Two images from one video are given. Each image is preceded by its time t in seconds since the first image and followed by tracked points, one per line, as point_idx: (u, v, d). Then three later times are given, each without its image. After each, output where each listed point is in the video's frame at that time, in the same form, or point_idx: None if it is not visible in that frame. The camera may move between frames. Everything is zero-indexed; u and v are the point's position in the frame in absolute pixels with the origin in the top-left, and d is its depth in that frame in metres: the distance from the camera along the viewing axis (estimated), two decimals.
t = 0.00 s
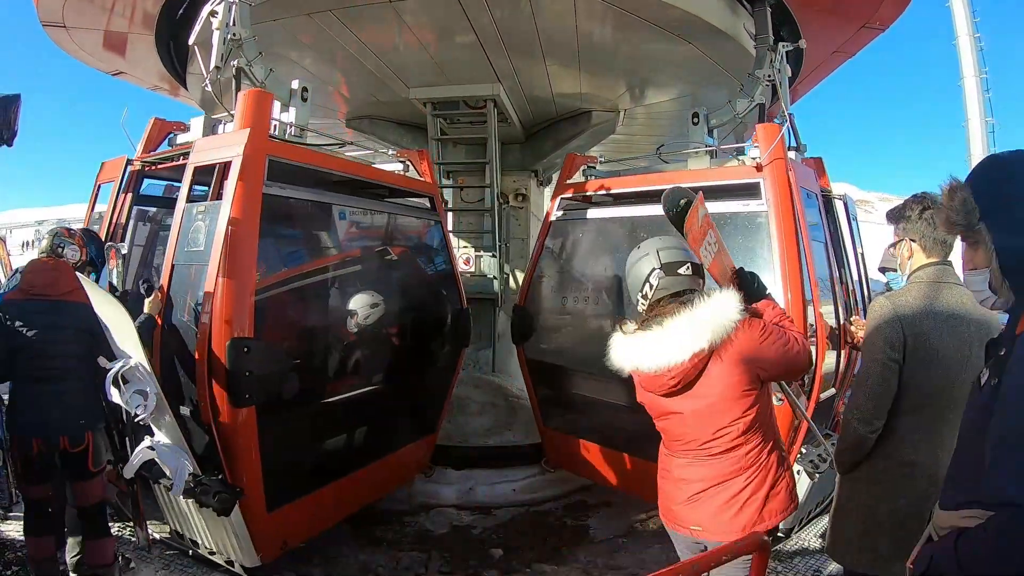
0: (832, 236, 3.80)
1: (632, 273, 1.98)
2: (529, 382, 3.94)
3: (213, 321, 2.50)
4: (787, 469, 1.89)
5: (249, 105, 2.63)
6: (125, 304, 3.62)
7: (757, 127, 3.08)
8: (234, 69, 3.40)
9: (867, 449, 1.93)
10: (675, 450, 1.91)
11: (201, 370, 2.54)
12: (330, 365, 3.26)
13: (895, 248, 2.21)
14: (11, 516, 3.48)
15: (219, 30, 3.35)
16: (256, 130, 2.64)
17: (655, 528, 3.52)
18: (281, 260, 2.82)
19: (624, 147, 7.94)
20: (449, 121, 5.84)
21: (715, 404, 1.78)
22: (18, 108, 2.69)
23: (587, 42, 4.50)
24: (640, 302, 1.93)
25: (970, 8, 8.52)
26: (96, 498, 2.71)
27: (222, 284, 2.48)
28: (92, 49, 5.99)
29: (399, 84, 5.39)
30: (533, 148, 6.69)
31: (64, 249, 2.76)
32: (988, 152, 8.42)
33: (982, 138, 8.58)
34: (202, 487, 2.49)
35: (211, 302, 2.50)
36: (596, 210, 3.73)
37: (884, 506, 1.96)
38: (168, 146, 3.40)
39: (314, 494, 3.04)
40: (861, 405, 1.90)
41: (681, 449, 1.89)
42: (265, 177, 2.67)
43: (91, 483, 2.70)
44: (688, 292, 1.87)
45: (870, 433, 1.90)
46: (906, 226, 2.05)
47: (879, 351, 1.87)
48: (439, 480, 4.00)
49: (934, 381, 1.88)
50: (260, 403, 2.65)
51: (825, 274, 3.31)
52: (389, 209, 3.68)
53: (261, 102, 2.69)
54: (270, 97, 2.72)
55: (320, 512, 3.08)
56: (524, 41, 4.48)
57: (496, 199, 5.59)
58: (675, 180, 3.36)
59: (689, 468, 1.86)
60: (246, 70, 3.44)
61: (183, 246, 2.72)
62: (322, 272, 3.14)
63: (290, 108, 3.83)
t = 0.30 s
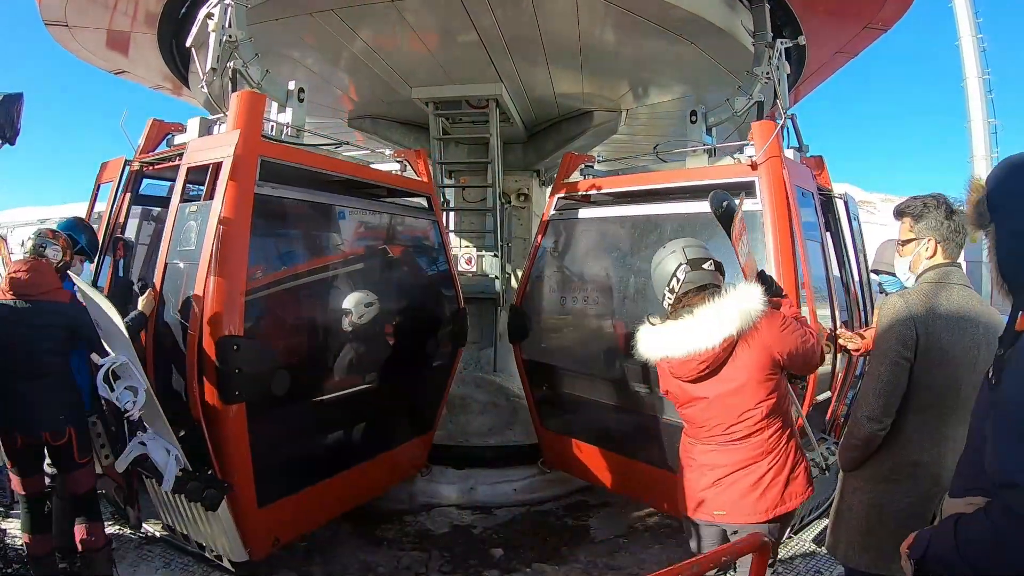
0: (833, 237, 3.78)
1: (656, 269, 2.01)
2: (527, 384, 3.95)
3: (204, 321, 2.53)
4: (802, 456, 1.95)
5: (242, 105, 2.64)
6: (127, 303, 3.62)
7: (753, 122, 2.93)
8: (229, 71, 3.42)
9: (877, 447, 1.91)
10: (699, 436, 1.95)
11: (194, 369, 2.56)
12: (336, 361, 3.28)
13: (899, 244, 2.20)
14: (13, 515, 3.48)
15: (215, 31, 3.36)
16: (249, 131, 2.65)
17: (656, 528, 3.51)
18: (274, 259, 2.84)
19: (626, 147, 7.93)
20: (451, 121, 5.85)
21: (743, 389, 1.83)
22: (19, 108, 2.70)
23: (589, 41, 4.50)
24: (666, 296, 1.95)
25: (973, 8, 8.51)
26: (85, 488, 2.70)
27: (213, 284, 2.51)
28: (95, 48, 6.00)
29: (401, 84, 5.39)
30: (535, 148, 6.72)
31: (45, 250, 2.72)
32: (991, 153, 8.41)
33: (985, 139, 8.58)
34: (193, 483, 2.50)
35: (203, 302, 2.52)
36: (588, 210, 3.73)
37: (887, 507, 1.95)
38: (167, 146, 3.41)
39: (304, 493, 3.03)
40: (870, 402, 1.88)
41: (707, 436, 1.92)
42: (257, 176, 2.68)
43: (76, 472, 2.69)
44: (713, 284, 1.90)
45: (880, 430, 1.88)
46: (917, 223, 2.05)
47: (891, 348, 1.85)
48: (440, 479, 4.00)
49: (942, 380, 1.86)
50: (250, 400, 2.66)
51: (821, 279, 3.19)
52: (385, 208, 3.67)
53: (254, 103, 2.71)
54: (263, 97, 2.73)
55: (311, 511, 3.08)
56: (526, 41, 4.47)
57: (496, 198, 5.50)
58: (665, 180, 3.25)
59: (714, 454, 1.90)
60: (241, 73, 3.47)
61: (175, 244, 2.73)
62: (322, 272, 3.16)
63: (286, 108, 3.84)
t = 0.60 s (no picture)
0: (835, 237, 3.77)
1: (692, 276, 2.01)
2: (525, 383, 3.98)
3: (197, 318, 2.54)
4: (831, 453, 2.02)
5: (237, 107, 2.67)
6: (131, 302, 3.64)
7: (747, 120, 2.84)
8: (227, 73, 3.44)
9: (883, 445, 1.90)
10: (740, 436, 1.95)
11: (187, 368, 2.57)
12: (327, 363, 3.24)
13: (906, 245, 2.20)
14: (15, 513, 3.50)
15: (212, 33, 3.37)
16: (243, 132, 2.67)
17: (658, 529, 3.51)
18: (270, 258, 2.84)
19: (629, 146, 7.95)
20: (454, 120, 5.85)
21: (789, 388, 1.86)
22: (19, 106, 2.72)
23: (592, 41, 4.49)
24: (704, 299, 1.93)
25: (976, 8, 8.49)
26: (74, 477, 2.73)
27: (207, 282, 2.53)
28: (99, 48, 6.03)
29: (405, 84, 5.39)
30: (538, 148, 6.74)
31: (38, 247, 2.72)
32: (995, 154, 8.39)
33: (990, 140, 8.55)
34: (183, 478, 2.51)
35: (197, 301, 2.53)
36: (580, 209, 3.73)
37: (891, 506, 1.94)
38: (166, 147, 3.43)
39: (299, 488, 3.06)
40: (878, 401, 1.88)
41: (749, 436, 1.92)
42: (251, 176, 2.71)
43: (66, 460, 2.71)
44: (751, 288, 1.92)
45: (888, 429, 1.87)
46: (923, 224, 2.04)
47: (900, 348, 1.84)
48: (442, 479, 4.01)
49: (953, 379, 1.85)
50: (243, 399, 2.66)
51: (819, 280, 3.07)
52: (383, 207, 3.66)
53: (249, 105, 2.72)
54: (258, 99, 2.75)
55: (307, 507, 3.10)
56: (529, 41, 4.47)
57: (500, 198, 5.56)
58: (659, 179, 3.21)
59: (758, 454, 1.90)
60: (239, 73, 3.49)
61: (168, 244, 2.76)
62: (322, 272, 3.18)
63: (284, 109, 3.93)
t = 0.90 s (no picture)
0: (838, 238, 3.77)
1: (731, 273, 2.02)
2: (525, 384, 3.98)
3: (190, 316, 2.54)
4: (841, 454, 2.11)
5: (233, 108, 2.67)
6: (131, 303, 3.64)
7: (743, 118, 2.84)
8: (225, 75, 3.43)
9: (886, 446, 1.89)
10: (773, 437, 1.96)
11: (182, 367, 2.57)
12: (324, 363, 3.22)
13: (910, 247, 2.20)
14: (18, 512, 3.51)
15: (208, 36, 3.39)
16: (236, 133, 2.67)
17: (660, 529, 3.50)
18: (265, 257, 2.84)
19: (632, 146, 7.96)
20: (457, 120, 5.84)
21: (826, 391, 1.90)
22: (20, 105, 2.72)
23: (594, 41, 4.48)
24: (746, 296, 1.97)
25: (979, 8, 8.47)
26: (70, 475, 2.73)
27: (200, 280, 2.54)
28: (102, 48, 6.04)
29: (408, 84, 5.39)
30: (541, 148, 6.74)
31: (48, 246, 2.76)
32: (998, 154, 8.37)
33: (993, 140, 8.53)
34: (176, 474, 2.52)
35: (191, 300, 2.54)
36: (575, 209, 3.72)
37: (894, 507, 1.94)
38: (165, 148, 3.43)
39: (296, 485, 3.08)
40: (881, 401, 1.87)
41: (784, 437, 1.94)
42: (245, 177, 2.72)
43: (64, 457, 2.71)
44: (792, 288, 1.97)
45: (891, 429, 1.87)
46: (925, 225, 2.05)
47: (902, 348, 1.84)
48: (444, 479, 4.01)
49: (957, 379, 1.84)
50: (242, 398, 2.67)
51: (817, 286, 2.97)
52: (380, 208, 3.62)
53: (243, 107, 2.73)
54: (252, 102, 2.75)
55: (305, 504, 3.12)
56: (532, 41, 4.47)
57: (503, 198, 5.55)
58: (653, 177, 3.18)
59: (791, 455, 1.94)
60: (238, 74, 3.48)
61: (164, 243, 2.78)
62: (322, 272, 3.19)
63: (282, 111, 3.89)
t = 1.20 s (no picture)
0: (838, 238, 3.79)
1: (743, 270, 2.05)
2: (523, 385, 3.98)
3: (185, 316, 2.55)
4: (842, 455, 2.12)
5: (227, 111, 2.69)
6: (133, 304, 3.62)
7: (739, 116, 2.83)
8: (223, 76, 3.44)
9: (889, 446, 1.88)
10: (779, 437, 1.95)
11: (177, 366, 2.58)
12: (319, 363, 3.22)
13: (910, 248, 2.21)
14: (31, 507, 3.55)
15: (206, 40, 3.42)
16: (232, 136, 2.69)
17: (662, 529, 3.51)
18: (263, 257, 2.85)
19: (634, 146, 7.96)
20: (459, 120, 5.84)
21: (833, 391, 1.90)
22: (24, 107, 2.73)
23: (597, 42, 4.48)
24: (758, 293, 2.00)
25: (983, 8, 8.46)
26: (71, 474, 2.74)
27: (194, 280, 2.55)
28: (104, 49, 6.05)
29: (410, 84, 5.39)
30: (543, 149, 6.75)
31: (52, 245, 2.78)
32: (1001, 154, 8.35)
33: (996, 141, 8.52)
34: (170, 469, 2.52)
35: (185, 300, 2.55)
36: (568, 209, 3.74)
37: (898, 507, 1.94)
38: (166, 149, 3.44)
39: (301, 480, 3.10)
40: (883, 401, 1.87)
41: (789, 437, 1.94)
42: (239, 178, 2.72)
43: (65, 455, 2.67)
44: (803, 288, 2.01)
45: (893, 429, 1.86)
46: (925, 226, 2.05)
47: (904, 348, 1.84)
48: (446, 479, 4.01)
49: (959, 379, 1.85)
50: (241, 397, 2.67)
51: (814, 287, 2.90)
52: (378, 209, 3.62)
53: (238, 110, 2.74)
54: (247, 106, 2.76)
55: (304, 500, 3.12)
56: (534, 41, 4.47)
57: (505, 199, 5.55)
58: (649, 178, 3.17)
59: (796, 454, 1.93)
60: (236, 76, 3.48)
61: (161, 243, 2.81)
62: (323, 274, 3.21)
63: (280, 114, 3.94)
